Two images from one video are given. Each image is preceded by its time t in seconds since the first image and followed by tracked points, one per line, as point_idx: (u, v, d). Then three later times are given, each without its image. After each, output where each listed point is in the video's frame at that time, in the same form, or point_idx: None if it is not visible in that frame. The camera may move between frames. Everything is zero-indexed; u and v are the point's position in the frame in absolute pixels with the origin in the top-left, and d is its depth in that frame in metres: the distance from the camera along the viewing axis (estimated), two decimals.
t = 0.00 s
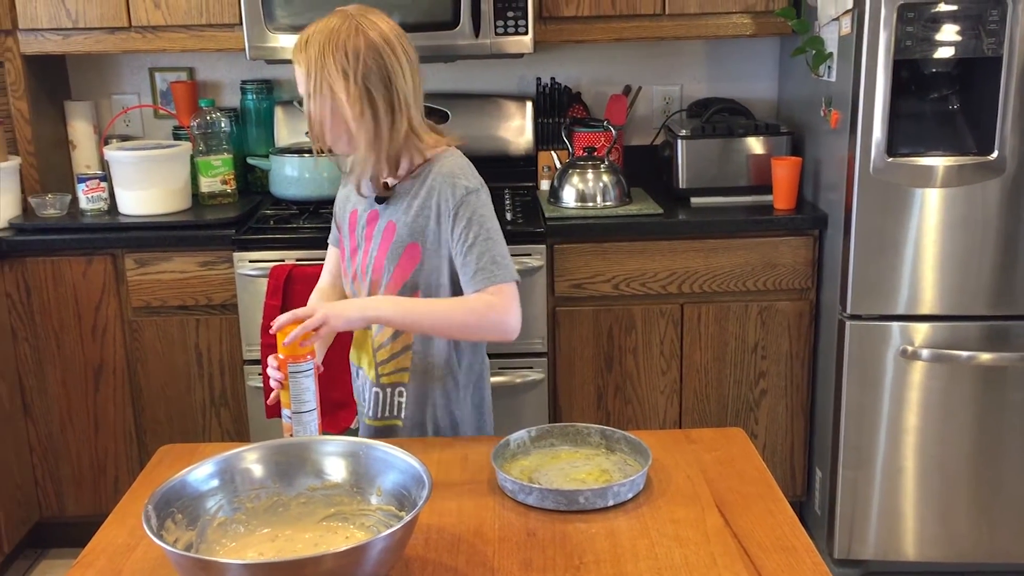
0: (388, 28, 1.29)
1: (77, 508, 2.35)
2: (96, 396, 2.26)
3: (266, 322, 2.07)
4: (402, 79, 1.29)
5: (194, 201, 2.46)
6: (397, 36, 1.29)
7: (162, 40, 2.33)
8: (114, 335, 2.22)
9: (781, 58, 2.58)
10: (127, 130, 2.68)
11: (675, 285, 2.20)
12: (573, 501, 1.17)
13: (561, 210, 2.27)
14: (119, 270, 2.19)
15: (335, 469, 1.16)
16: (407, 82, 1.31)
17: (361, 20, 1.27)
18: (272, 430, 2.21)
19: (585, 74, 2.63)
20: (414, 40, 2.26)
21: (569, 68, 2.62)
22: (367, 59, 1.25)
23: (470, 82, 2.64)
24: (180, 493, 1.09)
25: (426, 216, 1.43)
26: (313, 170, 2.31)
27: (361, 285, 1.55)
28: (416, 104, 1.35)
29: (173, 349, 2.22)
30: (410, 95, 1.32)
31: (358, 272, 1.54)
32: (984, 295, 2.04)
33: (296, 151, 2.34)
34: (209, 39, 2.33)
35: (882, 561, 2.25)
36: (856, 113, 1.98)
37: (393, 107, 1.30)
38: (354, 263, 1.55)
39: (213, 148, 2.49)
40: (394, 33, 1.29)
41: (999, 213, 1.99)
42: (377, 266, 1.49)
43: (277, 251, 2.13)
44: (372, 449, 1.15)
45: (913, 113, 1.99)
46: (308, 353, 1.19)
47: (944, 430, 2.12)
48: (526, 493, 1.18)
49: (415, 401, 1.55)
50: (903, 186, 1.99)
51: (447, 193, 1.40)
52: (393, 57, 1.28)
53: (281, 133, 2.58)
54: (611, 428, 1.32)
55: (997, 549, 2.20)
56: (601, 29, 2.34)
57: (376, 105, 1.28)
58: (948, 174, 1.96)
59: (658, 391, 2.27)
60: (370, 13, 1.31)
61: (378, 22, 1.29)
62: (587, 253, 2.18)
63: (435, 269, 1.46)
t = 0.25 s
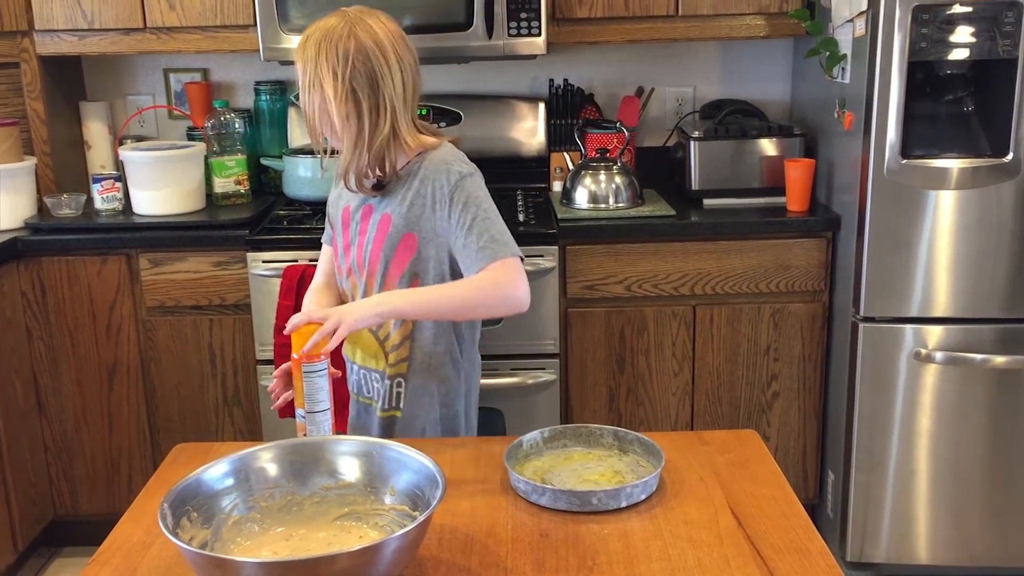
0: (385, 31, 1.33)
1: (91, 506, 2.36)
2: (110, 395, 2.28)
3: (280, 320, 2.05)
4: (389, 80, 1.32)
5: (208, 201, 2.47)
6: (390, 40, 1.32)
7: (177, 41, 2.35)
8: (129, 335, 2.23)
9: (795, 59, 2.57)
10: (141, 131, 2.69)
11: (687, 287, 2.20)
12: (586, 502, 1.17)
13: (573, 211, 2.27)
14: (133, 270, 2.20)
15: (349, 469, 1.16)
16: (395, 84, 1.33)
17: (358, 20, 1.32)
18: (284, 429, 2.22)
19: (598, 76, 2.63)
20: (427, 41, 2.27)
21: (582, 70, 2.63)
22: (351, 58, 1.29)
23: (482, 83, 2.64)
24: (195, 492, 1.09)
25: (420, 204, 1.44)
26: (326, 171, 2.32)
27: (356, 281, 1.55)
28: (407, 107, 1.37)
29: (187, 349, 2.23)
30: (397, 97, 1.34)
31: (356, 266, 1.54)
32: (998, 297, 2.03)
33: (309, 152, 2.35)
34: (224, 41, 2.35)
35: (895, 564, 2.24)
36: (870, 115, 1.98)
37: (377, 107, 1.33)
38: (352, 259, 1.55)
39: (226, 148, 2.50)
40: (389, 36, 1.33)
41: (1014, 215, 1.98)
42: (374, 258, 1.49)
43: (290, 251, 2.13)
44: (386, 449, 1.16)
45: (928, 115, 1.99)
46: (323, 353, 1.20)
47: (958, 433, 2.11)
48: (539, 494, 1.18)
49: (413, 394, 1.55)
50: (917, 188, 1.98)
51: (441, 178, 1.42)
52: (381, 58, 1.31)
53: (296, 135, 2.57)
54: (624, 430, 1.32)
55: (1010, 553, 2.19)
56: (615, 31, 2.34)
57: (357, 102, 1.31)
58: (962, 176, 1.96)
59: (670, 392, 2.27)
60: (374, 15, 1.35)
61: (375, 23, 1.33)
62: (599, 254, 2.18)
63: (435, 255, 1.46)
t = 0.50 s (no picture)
0: (344, 43, 1.41)
1: (103, 505, 2.37)
2: (123, 395, 2.29)
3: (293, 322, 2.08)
4: (336, 87, 1.39)
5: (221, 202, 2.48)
6: (346, 54, 1.39)
7: (191, 42, 2.35)
8: (141, 335, 2.24)
9: (808, 61, 2.57)
10: (155, 132, 2.71)
11: (699, 289, 2.20)
12: (598, 504, 1.17)
13: (585, 213, 2.27)
14: (146, 270, 2.21)
15: (362, 469, 1.17)
16: (343, 91, 1.39)
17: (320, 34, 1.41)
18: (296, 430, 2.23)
19: (611, 78, 2.63)
20: (439, 43, 2.27)
21: (594, 72, 2.63)
22: (305, 66, 1.38)
23: (495, 85, 2.64)
24: (208, 491, 1.10)
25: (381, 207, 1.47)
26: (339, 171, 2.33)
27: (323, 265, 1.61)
28: (363, 117, 1.42)
29: (199, 349, 2.24)
30: (348, 104, 1.40)
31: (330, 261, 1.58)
32: (1011, 301, 2.02)
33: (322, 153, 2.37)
34: (237, 42, 2.36)
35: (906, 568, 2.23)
36: (883, 118, 1.97)
37: (326, 112, 1.40)
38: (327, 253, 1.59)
39: (240, 149, 2.51)
40: (347, 48, 1.40)
41: None
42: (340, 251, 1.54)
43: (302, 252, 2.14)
44: (399, 449, 1.16)
45: (942, 118, 1.98)
46: (335, 353, 1.20)
47: (970, 437, 2.10)
48: (551, 496, 1.18)
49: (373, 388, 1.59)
50: (930, 191, 1.98)
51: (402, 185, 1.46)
52: (329, 66, 1.38)
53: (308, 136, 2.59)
54: (636, 432, 1.32)
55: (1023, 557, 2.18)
56: (627, 33, 2.34)
57: (304, 106, 1.39)
58: (976, 179, 1.95)
59: (681, 395, 2.27)
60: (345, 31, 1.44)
61: (337, 36, 1.41)
62: (611, 256, 2.18)
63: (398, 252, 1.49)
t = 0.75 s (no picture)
0: (325, 40, 1.53)
1: (113, 503, 2.38)
2: (134, 393, 2.30)
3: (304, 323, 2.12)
4: (301, 79, 1.51)
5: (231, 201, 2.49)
6: (316, 45, 1.52)
7: (203, 42, 2.36)
8: (152, 334, 2.25)
9: (819, 64, 2.56)
10: (166, 132, 2.72)
11: (709, 291, 2.20)
12: (608, 506, 1.17)
13: (595, 214, 2.27)
14: (158, 270, 2.22)
15: (372, 469, 1.17)
16: (307, 84, 1.51)
17: (309, 27, 1.55)
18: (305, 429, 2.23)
19: (621, 80, 2.63)
20: (449, 44, 2.28)
21: (604, 74, 2.63)
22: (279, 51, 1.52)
23: (505, 86, 2.65)
24: (219, 490, 1.10)
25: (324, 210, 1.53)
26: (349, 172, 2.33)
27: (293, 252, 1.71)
28: (322, 108, 1.52)
29: (209, 348, 2.25)
30: (310, 96, 1.52)
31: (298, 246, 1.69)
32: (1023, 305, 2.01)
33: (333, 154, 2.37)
34: (249, 42, 2.36)
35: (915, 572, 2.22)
36: (895, 120, 1.97)
37: (291, 101, 1.52)
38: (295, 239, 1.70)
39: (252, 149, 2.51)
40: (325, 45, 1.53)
41: None
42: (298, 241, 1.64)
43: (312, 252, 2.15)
44: (409, 449, 1.16)
45: (954, 121, 1.98)
46: (346, 353, 1.21)
47: (980, 441, 2.09)
48: (560, 497, 1.18)
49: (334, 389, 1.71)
50: (941, 194, 1.97)
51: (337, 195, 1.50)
52: (300, 58, 1.51)
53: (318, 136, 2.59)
54: (646, 434, 1.31)
55: None
56: (638, 35, 2.34)
57: (275, 91, 1.53)
58: (987, 182, 1.94)
59: (690, 397, 2.27)
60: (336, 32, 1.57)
61: (320, 33, 1.54)
62: (621, 258, 2.18)
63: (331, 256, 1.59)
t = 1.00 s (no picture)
0: (288, 43, 1.58)
1: (125, 501, 2.39)
2: (147, 392, 2.31)
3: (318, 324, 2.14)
4: (260, 79, 1.55)
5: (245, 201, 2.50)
6: (278, 50, 1.56)
7: (218, 43, 2.37)
8: (166, 333, 2.26)
9: (833, 67, 2.56)
10: (181, 132, 2.73)
11: (721, 294, 2.19)
12: (621, 508, 1.17)
13: (607, 216, 2.27)
14: (172, 269, 2.23)
15: (385, 469, 1.17)
16: (264, 85, 1.56)
17: (274, 27, 1.59)
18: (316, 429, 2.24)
19: (634, 82, 2.63)
20: (463, 45, 2.28)
21: (618, 76, 2.63)
22: (243, 53, 1.57)
23: (518, 88, 2.65)
24: (234, 489, 1.11)
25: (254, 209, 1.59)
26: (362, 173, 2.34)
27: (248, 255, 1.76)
28: (279, 111, 1.57)
29: (222, 348, 2.25)
30: (268, 98, 1.56)
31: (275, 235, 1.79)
32: None
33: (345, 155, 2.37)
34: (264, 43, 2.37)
35: None
36: (910, 124, 1.96)
37: (249, 102, 1.57)
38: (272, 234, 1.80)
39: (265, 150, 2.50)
40: (288, 48, 1.57)
41: None
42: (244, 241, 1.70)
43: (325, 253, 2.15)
44: (423, 450, 1.17)
45: (969, 126, 1.96)
46: (360, 354, 1.21)
47: (994, 445, 2.08)
48: (573, 499, 1.19)
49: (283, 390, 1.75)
50: (956, 199, 1.96)
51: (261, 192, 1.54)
52: (260, 59, 1.56)
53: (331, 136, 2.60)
54: (659, 436, 1.31)
55: None
56: (652, 37, 2.34)
57: (235, 89, 1.58)
58: (1002, 187, 1.94)
59: (701, 400, 2.26)
60: (302, 35, 1.62)
61: (284, 35, 1.58)
62: (633, 260, 2.17)
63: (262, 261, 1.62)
